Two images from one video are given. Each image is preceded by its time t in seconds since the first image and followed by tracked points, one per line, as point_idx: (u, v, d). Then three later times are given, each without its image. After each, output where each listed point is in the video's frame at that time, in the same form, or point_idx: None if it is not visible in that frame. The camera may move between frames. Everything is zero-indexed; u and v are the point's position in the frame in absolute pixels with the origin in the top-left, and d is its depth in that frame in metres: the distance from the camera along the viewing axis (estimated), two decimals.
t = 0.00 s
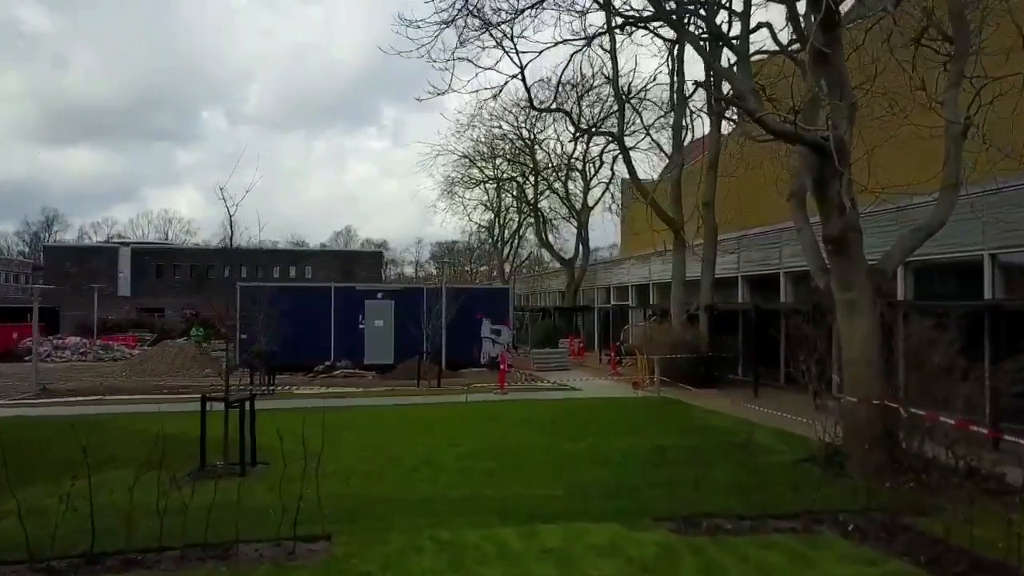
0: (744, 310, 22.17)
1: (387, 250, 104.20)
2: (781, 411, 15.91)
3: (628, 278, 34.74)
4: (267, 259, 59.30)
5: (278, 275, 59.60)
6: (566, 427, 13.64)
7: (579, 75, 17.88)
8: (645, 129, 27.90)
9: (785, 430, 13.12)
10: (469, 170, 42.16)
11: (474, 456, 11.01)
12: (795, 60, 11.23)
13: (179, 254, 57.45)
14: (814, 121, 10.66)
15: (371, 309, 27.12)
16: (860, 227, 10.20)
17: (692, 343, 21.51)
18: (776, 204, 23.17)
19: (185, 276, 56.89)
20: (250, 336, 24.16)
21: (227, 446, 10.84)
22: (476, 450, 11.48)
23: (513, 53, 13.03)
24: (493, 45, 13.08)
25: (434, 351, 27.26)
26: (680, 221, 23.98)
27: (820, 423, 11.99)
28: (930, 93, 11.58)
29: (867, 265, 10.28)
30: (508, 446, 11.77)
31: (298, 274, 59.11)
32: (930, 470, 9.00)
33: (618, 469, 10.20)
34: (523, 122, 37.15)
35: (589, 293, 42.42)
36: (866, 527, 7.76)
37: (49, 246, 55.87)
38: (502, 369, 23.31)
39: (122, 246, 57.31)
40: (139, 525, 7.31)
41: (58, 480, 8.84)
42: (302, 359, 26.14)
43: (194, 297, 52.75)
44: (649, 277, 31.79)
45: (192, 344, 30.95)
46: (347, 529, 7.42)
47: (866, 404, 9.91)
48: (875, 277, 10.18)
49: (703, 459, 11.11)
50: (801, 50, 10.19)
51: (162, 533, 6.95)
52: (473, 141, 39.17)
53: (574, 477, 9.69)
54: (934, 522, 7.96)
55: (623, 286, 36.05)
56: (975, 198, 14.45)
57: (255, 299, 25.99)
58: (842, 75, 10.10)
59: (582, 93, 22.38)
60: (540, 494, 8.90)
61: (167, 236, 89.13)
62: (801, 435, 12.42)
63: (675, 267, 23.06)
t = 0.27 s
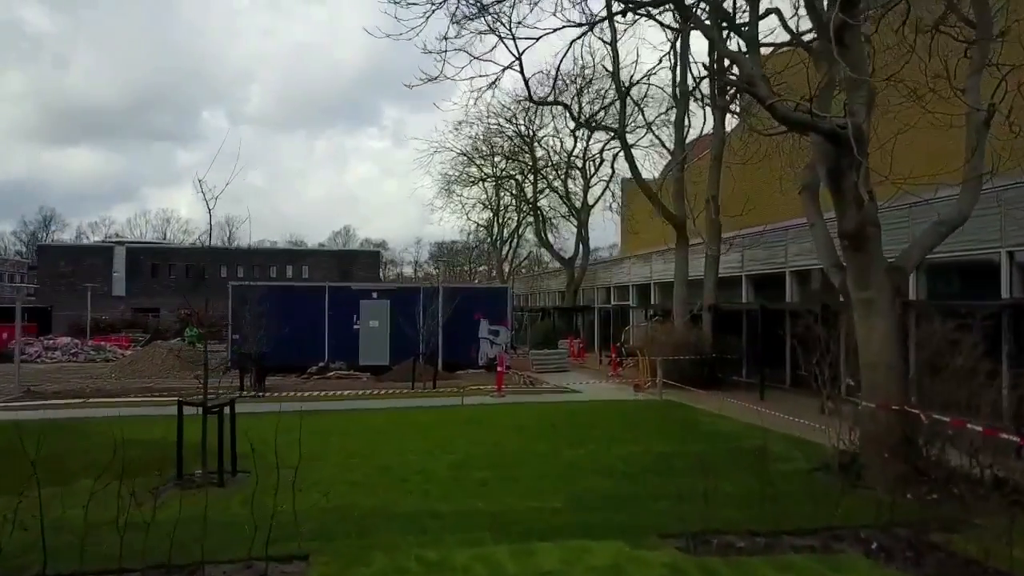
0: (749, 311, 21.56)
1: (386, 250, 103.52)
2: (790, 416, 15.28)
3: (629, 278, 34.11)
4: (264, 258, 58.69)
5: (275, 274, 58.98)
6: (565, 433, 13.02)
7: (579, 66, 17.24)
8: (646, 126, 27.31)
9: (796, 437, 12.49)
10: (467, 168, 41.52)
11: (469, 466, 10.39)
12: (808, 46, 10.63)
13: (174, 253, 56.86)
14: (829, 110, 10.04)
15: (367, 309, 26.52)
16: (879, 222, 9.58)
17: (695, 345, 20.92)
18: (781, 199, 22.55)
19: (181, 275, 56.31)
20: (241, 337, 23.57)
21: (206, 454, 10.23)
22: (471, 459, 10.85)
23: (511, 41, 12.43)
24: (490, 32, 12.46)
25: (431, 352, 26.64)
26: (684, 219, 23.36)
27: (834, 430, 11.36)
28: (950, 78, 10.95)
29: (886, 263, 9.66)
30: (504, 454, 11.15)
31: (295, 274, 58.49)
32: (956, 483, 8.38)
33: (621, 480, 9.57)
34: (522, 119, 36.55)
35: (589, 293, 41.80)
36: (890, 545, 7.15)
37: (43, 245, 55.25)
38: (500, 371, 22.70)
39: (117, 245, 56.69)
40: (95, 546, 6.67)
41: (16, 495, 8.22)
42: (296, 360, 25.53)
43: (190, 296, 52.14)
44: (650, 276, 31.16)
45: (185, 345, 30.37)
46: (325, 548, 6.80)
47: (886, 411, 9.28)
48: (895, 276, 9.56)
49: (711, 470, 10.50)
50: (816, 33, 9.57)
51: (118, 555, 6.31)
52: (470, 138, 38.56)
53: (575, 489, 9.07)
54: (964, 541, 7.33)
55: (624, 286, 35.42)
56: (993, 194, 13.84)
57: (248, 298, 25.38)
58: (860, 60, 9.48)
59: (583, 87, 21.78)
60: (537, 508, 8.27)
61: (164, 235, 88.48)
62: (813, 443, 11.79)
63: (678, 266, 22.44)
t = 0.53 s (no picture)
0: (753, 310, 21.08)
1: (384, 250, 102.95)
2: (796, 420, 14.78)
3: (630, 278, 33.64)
4: (261, 259, 58.21)
5: (272, 274, 58.46)
6: (563, 438, 12.55)
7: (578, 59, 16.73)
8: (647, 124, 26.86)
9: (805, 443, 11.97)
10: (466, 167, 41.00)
11: (461, 475, 9.89)
12: (816, 35, 10.17)
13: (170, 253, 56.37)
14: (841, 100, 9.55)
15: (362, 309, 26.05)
16: (894, 218, 9.09)
17: (697, 346, 20.41)
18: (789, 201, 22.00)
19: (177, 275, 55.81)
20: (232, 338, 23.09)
21: (185, 462, 9.75)
22: (465, 466, 10.35)
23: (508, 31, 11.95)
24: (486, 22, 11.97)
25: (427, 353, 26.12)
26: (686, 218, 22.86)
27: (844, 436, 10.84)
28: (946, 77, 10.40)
29: (902, 261, 9.17)
30: (499, 462, 10.66)
31: (292, 274, 58.01)
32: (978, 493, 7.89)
33: (622, 490, 9.07)
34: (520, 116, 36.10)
35: (588, 293, 41.31)
36: (912, 562, 6.66)
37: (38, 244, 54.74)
38: (497, 373, 22.22)
39: (113, 245, 56.18)
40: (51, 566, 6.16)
41: None
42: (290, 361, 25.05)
43: (186, 297, 51.62)
44: (651, 276, 30.68)
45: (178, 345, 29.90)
46: (303, 567, 6.29)
47: (901, 417, 8.74)
48: (911, 274, 9.04)
49: (716, 480, 10.00)
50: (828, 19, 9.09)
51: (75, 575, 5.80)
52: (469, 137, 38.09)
53: (572, 500, 8.56)
54: (989, 556, 6.85)
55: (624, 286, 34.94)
56: (1008, 191, 13.37)
57: (240, 298, 24.90)
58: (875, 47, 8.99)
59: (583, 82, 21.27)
60: (533, 521, 7.76)
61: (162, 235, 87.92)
62: (823, 450, 11.28)
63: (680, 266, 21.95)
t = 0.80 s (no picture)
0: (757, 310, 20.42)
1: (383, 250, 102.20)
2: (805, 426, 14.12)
3: (630, 278, 32.97)
4: (256, 258, 57.48)
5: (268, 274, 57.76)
6: (561, 447, 11.89)
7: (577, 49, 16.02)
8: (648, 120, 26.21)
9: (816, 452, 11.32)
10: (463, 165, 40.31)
11: (450, 489, 9.22)
12: (830, 18, 9.53)
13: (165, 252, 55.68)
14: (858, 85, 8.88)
15: (355, 309, 25.43)
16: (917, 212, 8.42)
17: (700, 347, 19.74)
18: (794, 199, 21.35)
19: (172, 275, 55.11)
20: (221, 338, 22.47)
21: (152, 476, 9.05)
22: (455, 479, 9.67)
23: (501, 15, 11.26)
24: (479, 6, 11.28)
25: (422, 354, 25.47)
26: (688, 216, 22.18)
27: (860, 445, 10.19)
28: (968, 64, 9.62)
29: (926, 259, 8.50)
30: (492, 474, 10.00)
31: (288, 274, 57.29)
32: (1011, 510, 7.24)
33: (622, 506, 8.38)
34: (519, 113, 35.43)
35: (588, 293, 40.63)
36: None
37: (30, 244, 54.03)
38: (494, 375, 21.54)
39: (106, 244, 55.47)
40: None
41: None
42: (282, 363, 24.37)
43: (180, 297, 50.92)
44: (652, 275, 30.01)
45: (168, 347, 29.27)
46: None
47: (926, 426, 8.08)
48: (936, 272, 8.39)
49: (724, 493, 9.34)
50: None
51: None
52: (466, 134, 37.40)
53: (569, 518, 7.91)
54: None
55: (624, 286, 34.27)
56: None
57: (230, 298, 24.23)
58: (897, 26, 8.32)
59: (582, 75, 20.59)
60: (525, 544, 7.08)
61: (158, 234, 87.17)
62: (836, 460, 10.61)
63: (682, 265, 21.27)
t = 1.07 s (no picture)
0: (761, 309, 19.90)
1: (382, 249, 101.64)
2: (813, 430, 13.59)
3: (630, 277, 32.46)
4: (253, 258, 56.97)
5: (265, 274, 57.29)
6: (558, 452, 11.37)
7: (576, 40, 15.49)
8: (649, 117, 25.70)
9: (826, 459, 10.79)
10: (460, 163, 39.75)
11: (440, 499, 8.70)
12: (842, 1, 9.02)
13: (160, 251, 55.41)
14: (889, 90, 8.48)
15: (349, 309, 24.97)
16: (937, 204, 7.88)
17: (702, 348, 19.22)
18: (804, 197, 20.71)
19: (168, 274, 54.92)
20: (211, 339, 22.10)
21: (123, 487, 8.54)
22: (446, 489, 9.14)
23: None
24: None
25: (418, 355, 24.98)
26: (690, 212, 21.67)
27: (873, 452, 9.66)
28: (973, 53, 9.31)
29: (948, 256, 7.94)
30: (485, 483, 9.47)
31: (286, 273, 56.78)
32: None
33: (624, 521, 7.86)
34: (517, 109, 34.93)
35: (588, 292, 40.12)
36: None
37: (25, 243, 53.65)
38: (491, 376, 21.06)
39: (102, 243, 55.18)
40: None
41: None
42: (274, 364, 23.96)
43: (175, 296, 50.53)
44: (653, 275, 29.54)
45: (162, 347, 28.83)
46: None
47: (948, 434, 7.55)
48: (957, 269, 7.87)
49: (730, 504, 8.83)
50: None
51: None
52: (464, 131, 36.92)
53: (564, 534, 7.40)
54: None
55: (624, 285, 33.75)
56: None
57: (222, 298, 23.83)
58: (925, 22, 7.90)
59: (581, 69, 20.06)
60: (520, 563, 6.55)
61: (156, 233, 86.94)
62: (846, 467, 10.09)
63: (684, 263, 20.81)
